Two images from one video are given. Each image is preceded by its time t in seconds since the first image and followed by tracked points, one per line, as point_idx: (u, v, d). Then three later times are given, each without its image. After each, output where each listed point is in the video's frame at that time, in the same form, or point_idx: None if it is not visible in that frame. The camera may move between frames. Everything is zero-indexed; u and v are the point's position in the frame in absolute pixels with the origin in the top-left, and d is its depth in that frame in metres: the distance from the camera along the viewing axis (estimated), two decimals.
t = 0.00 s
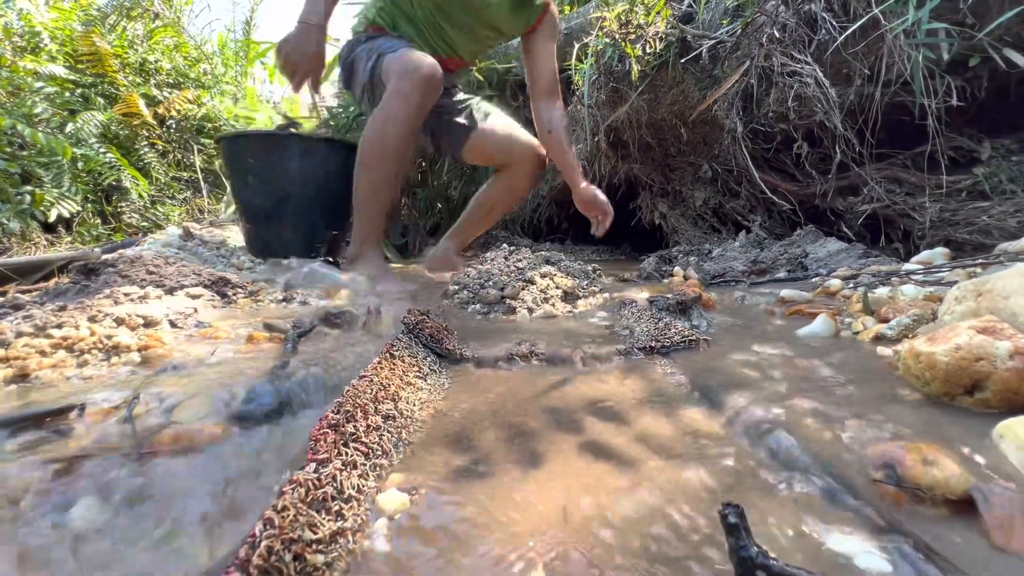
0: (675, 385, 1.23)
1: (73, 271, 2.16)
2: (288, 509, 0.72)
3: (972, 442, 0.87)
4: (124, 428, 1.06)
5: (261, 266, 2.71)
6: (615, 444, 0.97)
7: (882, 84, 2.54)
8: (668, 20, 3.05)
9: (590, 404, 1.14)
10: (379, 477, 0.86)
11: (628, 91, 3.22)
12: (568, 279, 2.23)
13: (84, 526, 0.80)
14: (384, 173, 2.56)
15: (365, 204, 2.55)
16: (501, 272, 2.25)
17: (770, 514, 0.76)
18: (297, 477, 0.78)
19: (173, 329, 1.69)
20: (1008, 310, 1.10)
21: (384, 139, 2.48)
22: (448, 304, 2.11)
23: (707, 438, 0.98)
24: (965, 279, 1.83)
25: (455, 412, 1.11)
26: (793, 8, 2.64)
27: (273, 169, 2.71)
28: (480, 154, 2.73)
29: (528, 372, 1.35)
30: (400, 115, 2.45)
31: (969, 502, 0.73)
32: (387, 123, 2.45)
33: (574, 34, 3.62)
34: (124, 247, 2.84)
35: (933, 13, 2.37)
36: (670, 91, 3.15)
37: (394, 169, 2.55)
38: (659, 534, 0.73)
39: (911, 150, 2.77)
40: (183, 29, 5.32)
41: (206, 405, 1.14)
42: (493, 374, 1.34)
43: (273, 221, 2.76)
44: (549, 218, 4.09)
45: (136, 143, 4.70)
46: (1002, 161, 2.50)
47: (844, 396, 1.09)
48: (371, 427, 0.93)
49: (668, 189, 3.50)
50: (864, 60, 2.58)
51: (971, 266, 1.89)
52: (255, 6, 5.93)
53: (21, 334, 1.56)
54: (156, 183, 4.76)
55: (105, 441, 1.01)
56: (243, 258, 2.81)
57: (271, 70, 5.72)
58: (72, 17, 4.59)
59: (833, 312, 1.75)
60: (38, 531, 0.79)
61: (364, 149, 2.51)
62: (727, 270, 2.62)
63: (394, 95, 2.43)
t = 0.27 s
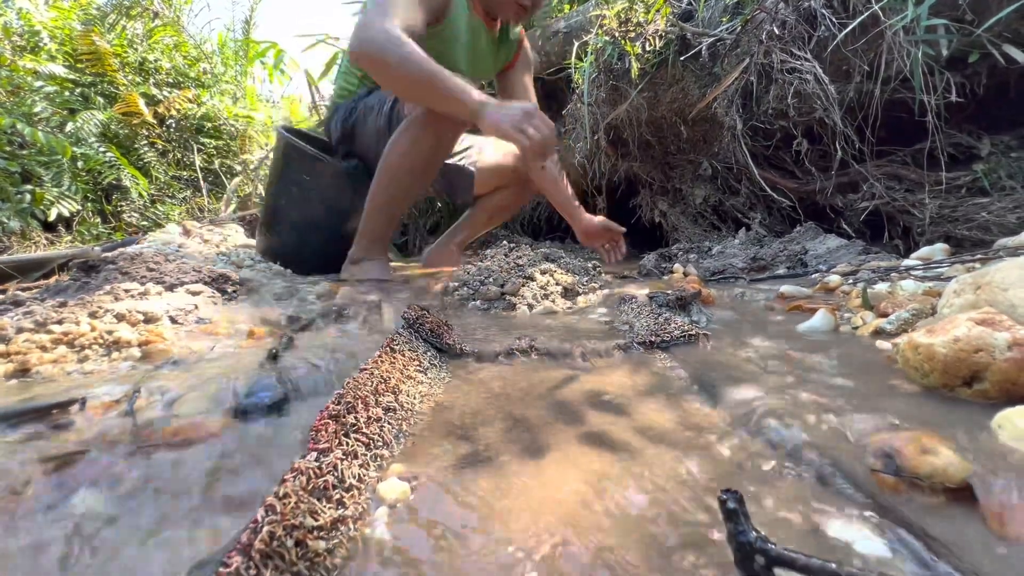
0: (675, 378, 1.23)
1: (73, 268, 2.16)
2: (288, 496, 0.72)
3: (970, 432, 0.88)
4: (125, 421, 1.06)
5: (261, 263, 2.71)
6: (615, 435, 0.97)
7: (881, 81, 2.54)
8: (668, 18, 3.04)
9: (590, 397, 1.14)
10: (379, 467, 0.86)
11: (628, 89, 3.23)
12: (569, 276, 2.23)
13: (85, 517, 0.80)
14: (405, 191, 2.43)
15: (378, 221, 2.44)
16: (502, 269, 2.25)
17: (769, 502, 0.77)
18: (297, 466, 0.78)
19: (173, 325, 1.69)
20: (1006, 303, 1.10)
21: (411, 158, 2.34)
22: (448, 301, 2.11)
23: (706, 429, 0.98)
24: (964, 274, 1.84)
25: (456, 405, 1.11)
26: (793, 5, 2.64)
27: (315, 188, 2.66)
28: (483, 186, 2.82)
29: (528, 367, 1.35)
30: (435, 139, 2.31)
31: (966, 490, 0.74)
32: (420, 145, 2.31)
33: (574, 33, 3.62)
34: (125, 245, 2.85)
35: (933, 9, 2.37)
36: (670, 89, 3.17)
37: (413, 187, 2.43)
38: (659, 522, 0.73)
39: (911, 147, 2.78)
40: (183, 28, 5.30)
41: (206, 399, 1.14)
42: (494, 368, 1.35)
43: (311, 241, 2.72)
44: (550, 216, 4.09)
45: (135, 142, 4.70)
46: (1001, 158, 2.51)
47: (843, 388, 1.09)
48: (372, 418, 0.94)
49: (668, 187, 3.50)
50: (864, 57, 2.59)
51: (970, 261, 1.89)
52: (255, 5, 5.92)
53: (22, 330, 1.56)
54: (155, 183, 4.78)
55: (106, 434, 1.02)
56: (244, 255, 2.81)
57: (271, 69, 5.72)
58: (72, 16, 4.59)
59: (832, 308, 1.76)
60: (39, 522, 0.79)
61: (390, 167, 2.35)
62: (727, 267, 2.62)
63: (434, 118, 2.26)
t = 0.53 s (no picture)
0: (672, 374, 1.23)
1: (72, 267, 2.16)
2: (282, 490, 0.72)
3: (966, 427, 0.88)
4: (122, 417, 1.06)
5: (259, 262, 2.71)
6: (612, 431, 0.97)
7: (880, 78, 2.53)
8: (666, 16, 3.03)
9: (587, 394, 1.14)
10: (375, 463, 0.86)
11: (627, 87, 3.23)
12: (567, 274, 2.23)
13: (80, 512, 0.80)
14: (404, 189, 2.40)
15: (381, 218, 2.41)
16: (500, 267, 2.25)
17: (765, 496, 0.77)
18: (292, 460, 0.78)
19: (172, 323, 1.69)
20: (1003, 298, 1.10)
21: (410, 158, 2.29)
22: (446, 299, 2.11)
23: (702, 425, 0.98)
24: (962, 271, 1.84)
25: (452, 402, 1.11)
26: (792, 3, 2.63)
27: (314, 186, 2.62)
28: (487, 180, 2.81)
29: (525, 364, 1.35)
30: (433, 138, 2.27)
31: (961, 484, 0.74)
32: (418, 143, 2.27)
33: (574, 31, 3.62)
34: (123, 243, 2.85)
35: (932, 6, 2.36)
36: (669, 88, 3.17)
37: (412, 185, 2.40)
38: (654, 517, 0.73)
39: (909, 145, 2.77)
40: (182, 28, 5.31)
41: (203, 396, 1.14)
42: (491, 365, 1.35)
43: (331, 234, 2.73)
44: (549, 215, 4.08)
45: (135, 141, 4.69)
46: (1000, 155, 2.50)
47: (840, 384, 1.09)
48: (368, 414, 0.93)
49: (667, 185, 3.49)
50: (862, 55, 2.58)
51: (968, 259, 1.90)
52: (254, 5, 5.93)
53: (20, 328, 1.56)
54: (155, 182, 4.78)
55: (103, 431, 1.01)
56: (242, 254, 2.81)
57: (270, 69, 5.72)
58: (71, 15, 4.59)
59: (830, 305, 1.75)
60: (35, 516, 0.80)
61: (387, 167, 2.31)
62: (725, 265, 2.62)
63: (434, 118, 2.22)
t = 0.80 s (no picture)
0: (669, 371, 1.24)
1: (71, 266, 2.17)
2: (277, 484, 0.72)
3: (962, 421, 0.88)
4: (120, 415, 1.06)
5: (259, 261, 2.71)
6: (609, 426, 0.97)
7: (878, 76, 2.53)
8: (665, 14, 3.00)
9: (585, 390, 1.14)
10: (372, 458, 0.86)
11: (626, 86, 3.23)
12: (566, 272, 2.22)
13: (79, 508, 0.81)
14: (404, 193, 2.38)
15: (383, 220, 2.37)
16: (498, 265, 2.24)
17: (761, 490, 0.77)
18: (288, 455, 0.78)
19: (170, 321, 1.69)
20: (999, 294, 1.10)
21: (414, 156, 2.29)
22: (445, 297, 2.11)
23: (699, 420, 0.98)
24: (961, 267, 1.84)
25: (450, 398, 1.11)
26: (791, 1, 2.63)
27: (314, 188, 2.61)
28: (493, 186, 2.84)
29: (523, 360, 1.35)
30: (439, 137, 2.28)
31: (956, 478, 0.74)
32: (423, 141, 2.28)
33: (573, 30, 3.61)
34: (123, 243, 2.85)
35: (930, 4, 2.37)
36: (668, 86, 3.16)
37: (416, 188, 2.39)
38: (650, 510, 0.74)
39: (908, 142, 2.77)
40: (181, 27, 5.31)
41: (202, 393, 1.14)
42: (489, 362, 1.35)
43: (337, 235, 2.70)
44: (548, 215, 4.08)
45: (134, 141, 4.68)
46: (999, 152, 2.50)
47: (837, 380, 1.09)
48: (365, 410, 0.93)
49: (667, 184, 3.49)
50: (861, 52, 2.58)
51: (967, 255, 1.89)
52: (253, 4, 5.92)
53: (18, 326, 1.56)
54: (155, 182, 4.78)
55: (101, 427, 1.02)
56: (242, 254, 2.82)
57: (270, 68, 5.72)
58: (70, 14, 4.59)
59: (829, 302, 1.75)
60: (33, 511, 0.80)
61: (391, 165, 2.30)
62: (725, 263, 2.62)
63: (440, 116, 2.26)
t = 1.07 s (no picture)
0: (672, 370, 1.24)
1: (73, 266, 2.17)
2: (284, 484, 0.72)
3: (968, 421, 0.88)
4: (124, 414, 1.06)
5: (260, 261, 2.71)
6: (613, 425, 0.97)
7: (880, 75, 2.53)
8: (666, 14, 3.03)
9: (588, 389, 1.14)
10: (377, 458, 0.86)
11: (627, 85, 3.23)
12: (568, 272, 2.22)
13: (83, 508, 0.80)
14: (398, 193, 2.39)
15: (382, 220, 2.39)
16: (500, 264, 2.24)
17: (766, 489, 0.77)
18: (294, 455, 0.78)
19: (173, 321, 1.69)
20: (1004, 293, 1.10)
21: (411, 156, 2.33)
22: (447, 296, 2.10)
23: (703, 419, 0.98)
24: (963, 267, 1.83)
25: (453, 397, 1.11)
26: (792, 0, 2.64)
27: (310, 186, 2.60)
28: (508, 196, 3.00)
29: (526, 360, 1.35)
30: (431, 135, 2.33)
31: (964, 478, 0.73)
32: (417, 141, 2.32)
33: (574, 30, 3.61)
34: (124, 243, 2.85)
35: (931, 3, 2.37)
36: (669, 86, 3.15)
37: (413, 187, 2.42)
38: (655, 510, 0.73)
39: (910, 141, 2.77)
40: (181, 28, 5.32)
41: (204, 392, 1.14)
42: (491, 361, 1.35)
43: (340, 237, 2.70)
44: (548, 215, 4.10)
45: (134, 141, 4.68)
46: (1001, 152, 2.50)
47: (841, 379, 1.09)
48: (369, 410, 0.93)
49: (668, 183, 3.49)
50: (862, 52, 2.58)
51: (969, 254, 1.88)
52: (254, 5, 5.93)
53: (21, 326, 1.56)
54: (155, 182, 4.77)
55: (104, 427, 1.02)
56: (243, 254, 2.82)
57: (270, 69, 5.72)
58: (71, 15, 4.59)
59: (831, 302, 1.75)
60: (38, 511, 0.80)
61: (385, 165, 2.34)
62: (726, 263, 2.61)
63: (431, 115, 2.31)
